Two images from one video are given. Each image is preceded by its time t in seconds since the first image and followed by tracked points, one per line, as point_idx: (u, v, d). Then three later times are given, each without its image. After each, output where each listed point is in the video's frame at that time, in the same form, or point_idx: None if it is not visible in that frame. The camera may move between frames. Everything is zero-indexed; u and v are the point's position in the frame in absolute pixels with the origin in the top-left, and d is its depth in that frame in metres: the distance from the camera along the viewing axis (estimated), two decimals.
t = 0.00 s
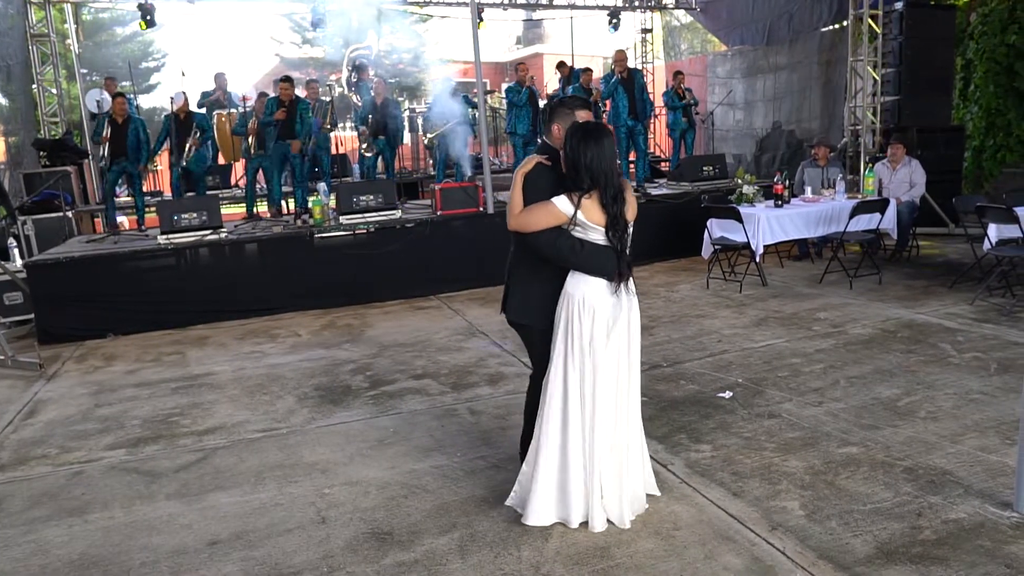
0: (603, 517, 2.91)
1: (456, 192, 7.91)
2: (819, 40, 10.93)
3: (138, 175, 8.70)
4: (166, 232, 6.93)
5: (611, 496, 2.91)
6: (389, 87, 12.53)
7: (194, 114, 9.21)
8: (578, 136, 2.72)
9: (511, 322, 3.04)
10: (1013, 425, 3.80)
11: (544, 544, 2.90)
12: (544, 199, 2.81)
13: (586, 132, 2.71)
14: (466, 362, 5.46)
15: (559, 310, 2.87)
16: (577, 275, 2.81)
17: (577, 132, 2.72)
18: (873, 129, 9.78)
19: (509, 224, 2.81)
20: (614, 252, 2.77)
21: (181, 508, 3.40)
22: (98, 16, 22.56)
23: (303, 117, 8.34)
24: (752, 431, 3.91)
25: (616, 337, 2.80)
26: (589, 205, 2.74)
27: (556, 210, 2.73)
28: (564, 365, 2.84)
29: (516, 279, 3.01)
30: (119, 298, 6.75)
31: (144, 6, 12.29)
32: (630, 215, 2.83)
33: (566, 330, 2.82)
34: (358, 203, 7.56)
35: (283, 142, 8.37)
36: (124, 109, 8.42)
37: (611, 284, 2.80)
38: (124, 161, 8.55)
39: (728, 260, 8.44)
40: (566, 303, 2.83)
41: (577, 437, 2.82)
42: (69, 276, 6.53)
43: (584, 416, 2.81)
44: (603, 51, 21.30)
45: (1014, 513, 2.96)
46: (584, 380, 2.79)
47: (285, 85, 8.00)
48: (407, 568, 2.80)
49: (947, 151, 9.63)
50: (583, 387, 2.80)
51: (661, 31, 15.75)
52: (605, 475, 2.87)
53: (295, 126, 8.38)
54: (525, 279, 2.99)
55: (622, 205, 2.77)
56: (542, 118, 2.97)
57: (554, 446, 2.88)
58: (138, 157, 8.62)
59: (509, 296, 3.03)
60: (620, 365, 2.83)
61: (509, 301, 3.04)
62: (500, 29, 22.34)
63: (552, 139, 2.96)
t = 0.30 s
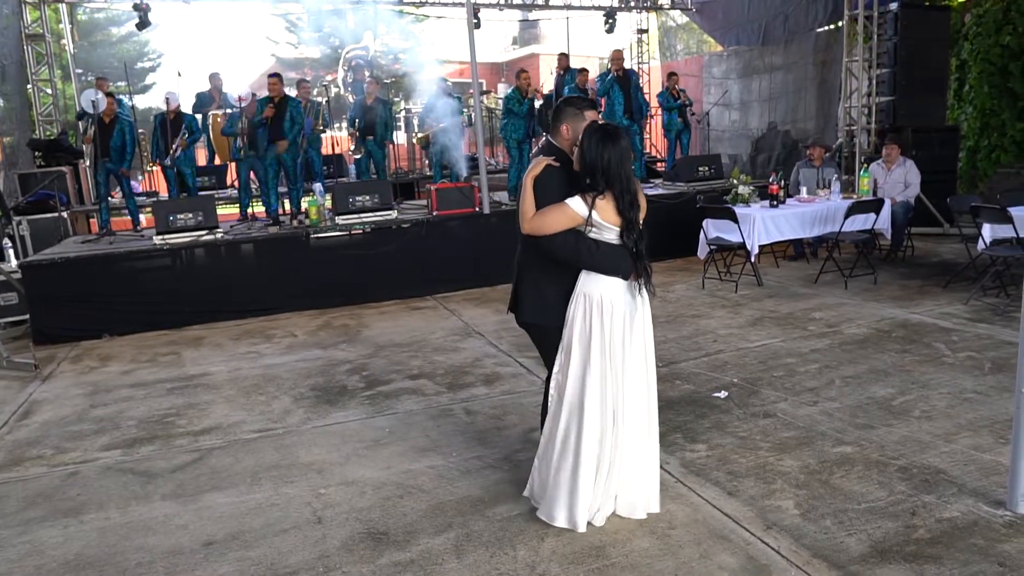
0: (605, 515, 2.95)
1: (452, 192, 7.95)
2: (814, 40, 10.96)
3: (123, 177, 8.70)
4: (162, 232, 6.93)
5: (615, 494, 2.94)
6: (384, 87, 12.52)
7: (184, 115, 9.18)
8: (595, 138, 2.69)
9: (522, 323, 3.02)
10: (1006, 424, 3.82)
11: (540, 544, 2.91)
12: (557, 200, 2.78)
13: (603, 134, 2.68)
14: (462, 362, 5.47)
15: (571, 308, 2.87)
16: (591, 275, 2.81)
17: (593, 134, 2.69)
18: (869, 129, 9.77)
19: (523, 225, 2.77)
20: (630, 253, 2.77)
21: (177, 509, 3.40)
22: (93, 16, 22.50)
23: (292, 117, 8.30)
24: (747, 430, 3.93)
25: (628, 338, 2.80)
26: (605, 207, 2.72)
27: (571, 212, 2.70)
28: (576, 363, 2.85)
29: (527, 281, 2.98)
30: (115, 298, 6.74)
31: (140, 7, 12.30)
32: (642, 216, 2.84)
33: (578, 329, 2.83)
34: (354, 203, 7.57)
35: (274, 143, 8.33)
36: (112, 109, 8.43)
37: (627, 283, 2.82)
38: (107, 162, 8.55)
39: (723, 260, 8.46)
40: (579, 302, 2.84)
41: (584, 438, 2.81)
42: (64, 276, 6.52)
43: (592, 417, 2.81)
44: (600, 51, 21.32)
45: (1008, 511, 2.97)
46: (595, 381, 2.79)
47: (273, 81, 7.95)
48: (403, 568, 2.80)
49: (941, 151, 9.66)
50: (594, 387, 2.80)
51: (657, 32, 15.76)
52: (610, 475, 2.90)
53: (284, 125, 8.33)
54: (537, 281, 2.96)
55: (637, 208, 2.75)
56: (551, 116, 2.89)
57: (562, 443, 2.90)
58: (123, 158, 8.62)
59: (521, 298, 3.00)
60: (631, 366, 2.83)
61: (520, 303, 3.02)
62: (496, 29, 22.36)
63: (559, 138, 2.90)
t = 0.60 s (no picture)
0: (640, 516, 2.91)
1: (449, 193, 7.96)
2: (810, 41, 10.99)
3: (116, 177, 8.69)
4: (157, 232, 6.92)
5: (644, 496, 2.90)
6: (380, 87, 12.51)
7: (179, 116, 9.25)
8: (605, 141, 2.72)
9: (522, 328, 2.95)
10: (1000, 424, 3.84)
11: (536, 543, 2.92)
12: (564, 202, 2.74)
13: (612, 138, 2.72)
14: (458, 362, 5.48)
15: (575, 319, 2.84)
16: (597, 278, 2.79)
17: (603, 137, 2.72)
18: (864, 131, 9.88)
19: (531, 227, 2.69)
20: (638, 257, 2.78)
21: (174, 509, 3.40)
22: (89, 16, 22.46)
23: (281, 116, 8.28)
24: (743, 430, 3.94)
25: (637, 340, 2.80)
26: (614, 209, 2.73)
27: (583, 213, 2.68)
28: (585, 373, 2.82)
29: (529, 286, 2.92)
30: (110, 298, 6.73)
31: (136, 7, 12.29)
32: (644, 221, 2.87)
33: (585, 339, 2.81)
34: (350, 203, 7.61)
35: (263, 143, 8.33)
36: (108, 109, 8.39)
37: (635, 286, 2.83)
38: (101, 163, 8.55)
39: (720, 260, 8.49)
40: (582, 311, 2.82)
41: (607, 443, 2.78)
42: (60, 276, 6.51)
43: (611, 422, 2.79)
44: (596, 52, 21.33)
45: (1001, 510, 2.99)
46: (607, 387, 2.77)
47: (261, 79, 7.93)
48: (399, 568, 2.81)
49: (937, 151, 9.69)
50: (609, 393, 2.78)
51: (654, 32, 15.77)
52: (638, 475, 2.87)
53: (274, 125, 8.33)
54: (541, 285, 2.90)
55: (644, 212, 2.80)
56: (553, 118, 2.84)
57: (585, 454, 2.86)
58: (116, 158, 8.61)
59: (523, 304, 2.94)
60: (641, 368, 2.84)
61: (520, 310, 2.96)
62: (492, 29, 22.37)
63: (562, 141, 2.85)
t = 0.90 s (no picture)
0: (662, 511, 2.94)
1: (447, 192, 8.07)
2: (806, 41, 11.01)
3: (119, 178, 8.76)
4: (154, 233, 6.93)
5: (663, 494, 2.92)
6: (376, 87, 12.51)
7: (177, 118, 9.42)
8: (609, 144, 2.72)
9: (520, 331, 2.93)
10: (995, 423, 3.85)
11: (533, 543, 2.93)
12: (573, 203, 2.73)
13: (617, 140, 2.73)
14: (454, 362, 5.48)
15: (581, 322, 2.84)
16: (602, 279, 2.78)
17: (608, 138, 2.72)
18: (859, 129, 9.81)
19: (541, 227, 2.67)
20: (648, 258, 2.79)
21: (171, 510, 3.40)
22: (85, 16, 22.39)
23: (275, 116, 8.27)
24: (738, 430, 3.95)
25: (647, 342, 2.80)
26: (624, 208, 2.74)
27: (595, 213, 2.69)
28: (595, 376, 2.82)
29: (529, 287, 2.89)
30: (107, 299, 6.72)
31: (132, 7, 12.27)
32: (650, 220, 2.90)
33: (593, 342, 2.80)
34: (347, 203, 7.63)
35: (257, 143, 8.33)
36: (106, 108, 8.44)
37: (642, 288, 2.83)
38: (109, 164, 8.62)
39: (716, 260, 8.50)
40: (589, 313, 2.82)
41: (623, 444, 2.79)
42: (56, 276, 6.50)
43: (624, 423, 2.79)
44: (592, 52, 21.34)
45: (995, 508, 3.00)
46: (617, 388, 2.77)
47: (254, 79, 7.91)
48: (395, 568, 2.81)
49: (932, 152, 9.73)
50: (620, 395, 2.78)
51: (650, 33, 15.78)
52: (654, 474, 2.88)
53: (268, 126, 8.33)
54: (542, 285, 2.88)
55: (652, 211, 2.82)
56: (553, 120, 2.83)
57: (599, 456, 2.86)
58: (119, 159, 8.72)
59: (523, 305, 2.90)
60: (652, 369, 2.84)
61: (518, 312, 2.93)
62: (489, 29, 22.40)
63: (564, 142, 2.83)
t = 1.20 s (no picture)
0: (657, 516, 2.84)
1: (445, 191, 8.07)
2: (804, 41, 11.03)
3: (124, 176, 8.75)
4: (151, 233, 6.92)
5: (656, 504, 2.84)
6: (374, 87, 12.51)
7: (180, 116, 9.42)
8: (616, 143, 2.72)
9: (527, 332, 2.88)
10: (991, 423, 3.86)
11: (530, 543, 2.93)
12: (581, 202, 2.72)
13: (624, 139, 2.72)
14: (452, 362, 5.49)
15: (582, 320, 2.84)
16: (604, 277, 2.77)
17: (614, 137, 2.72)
18: (855, 132, 9.93)
19: (551, 228, 2.64)
20: (652, 258, 2.80)
21: (168, 510, 3.40)
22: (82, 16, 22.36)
23: (274, 116, 8.28)
24: (735, 430, 3.95)
25: (647, 344, 2.79)
26: (631, 208, 2.75)
27: (605, 213, 2.68)
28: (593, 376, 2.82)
29: (533, 287, 2.86)
30: (104, 299, 6.71)
31: (129, 7, 12.27)
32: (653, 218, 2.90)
33: (593, 341, 2.80)
34: (344, 203, 7.62)
35: (254, 143, 8.31)
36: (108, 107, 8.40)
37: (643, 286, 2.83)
38: (116, 162, 8.60)
39: (713, 260, 8.52)
40: (589, 311, 2.81)
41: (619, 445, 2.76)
42: (54, 277, 6.50)
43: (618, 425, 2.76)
44: (590, 52, 21.35)
45: (991, 508, 3.02)
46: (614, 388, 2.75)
47: (257, 78, 7.84)
48: (393, 567, 2.82)
49: (929, 152, 9.76)
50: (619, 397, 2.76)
51: (647, 33, 15.77)
52: (646, 481, 2.83)
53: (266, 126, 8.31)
54: (547, 284, 2.85)
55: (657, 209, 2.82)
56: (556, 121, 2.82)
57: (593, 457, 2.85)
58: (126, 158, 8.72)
59: (527, 306, 2.87)
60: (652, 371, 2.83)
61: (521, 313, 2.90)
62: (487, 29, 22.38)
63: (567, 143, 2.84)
